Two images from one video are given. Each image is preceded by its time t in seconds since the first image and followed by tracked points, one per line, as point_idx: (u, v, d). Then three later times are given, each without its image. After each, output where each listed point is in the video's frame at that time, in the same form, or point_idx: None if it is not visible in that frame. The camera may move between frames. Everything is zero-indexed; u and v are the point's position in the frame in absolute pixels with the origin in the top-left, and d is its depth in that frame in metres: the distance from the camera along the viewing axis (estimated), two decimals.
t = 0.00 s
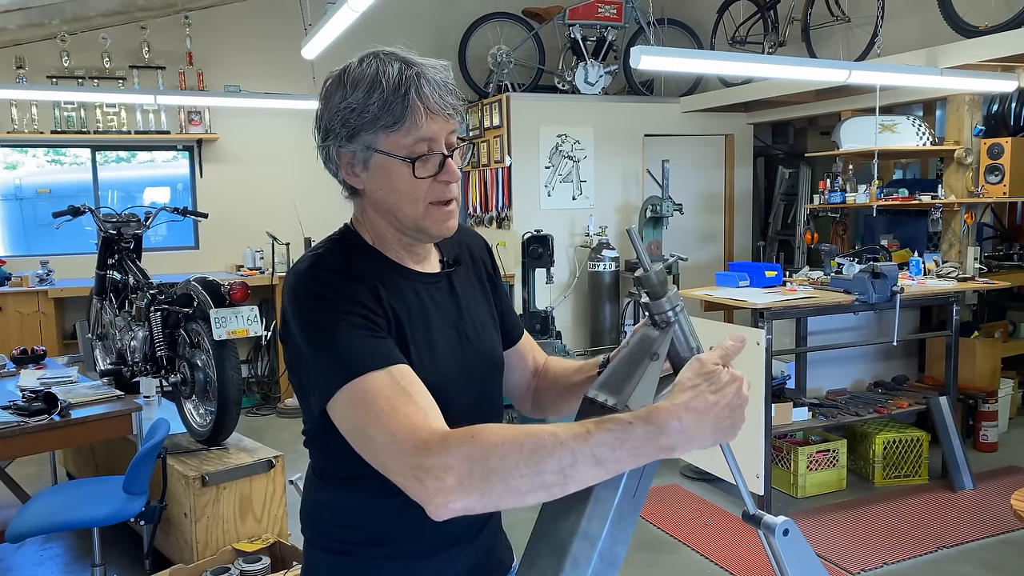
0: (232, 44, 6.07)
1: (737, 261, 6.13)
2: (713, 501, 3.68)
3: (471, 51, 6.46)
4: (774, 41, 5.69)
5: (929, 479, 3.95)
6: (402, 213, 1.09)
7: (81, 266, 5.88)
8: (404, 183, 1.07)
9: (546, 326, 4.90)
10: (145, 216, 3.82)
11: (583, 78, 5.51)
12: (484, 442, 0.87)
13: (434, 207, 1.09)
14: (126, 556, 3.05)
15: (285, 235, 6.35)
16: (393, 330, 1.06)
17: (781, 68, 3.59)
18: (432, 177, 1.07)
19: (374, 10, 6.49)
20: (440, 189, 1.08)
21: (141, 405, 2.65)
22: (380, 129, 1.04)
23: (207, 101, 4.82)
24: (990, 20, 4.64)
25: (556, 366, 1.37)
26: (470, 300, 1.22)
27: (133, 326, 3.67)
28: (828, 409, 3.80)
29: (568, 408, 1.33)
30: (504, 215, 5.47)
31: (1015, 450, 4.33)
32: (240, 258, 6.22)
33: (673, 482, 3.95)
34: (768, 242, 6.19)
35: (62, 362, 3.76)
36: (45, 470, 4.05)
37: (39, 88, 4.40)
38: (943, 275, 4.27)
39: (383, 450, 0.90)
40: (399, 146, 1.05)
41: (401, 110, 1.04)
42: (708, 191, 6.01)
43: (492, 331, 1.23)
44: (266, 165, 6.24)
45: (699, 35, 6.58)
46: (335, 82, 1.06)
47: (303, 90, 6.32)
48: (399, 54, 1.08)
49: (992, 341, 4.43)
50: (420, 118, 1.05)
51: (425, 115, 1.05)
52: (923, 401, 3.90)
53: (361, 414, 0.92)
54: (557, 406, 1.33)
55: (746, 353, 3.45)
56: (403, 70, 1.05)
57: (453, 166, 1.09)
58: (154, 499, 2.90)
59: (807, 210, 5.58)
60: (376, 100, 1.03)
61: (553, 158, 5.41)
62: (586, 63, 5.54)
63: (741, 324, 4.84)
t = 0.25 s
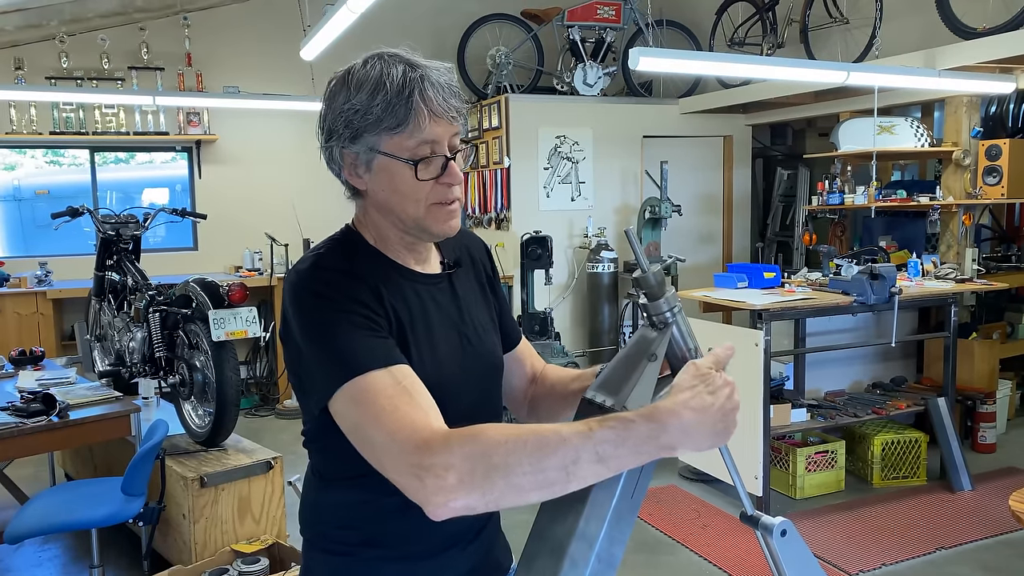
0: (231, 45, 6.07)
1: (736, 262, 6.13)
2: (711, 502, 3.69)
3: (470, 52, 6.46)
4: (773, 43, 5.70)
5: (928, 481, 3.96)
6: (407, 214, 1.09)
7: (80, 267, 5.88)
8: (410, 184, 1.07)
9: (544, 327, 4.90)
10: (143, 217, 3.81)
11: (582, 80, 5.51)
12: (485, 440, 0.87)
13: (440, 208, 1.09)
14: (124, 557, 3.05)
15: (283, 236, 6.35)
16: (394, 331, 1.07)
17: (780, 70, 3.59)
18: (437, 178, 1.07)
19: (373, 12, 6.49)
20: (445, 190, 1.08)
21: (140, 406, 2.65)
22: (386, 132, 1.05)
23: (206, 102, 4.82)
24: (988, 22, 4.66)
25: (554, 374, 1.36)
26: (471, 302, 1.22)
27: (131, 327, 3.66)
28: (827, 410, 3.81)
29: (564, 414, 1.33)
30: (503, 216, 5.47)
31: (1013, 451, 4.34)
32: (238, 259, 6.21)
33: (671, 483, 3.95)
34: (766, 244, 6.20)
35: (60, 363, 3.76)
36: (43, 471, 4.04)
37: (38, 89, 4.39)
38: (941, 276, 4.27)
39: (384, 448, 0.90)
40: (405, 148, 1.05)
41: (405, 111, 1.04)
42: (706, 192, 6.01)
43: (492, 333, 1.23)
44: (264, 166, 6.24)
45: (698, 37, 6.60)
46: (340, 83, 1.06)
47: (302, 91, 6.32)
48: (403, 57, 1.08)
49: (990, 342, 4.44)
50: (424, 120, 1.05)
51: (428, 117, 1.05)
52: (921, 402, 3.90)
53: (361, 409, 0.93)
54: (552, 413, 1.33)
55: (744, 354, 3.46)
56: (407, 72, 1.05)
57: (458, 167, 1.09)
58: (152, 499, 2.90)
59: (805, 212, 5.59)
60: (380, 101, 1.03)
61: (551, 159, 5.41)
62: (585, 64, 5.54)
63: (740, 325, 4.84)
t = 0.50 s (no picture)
0: (229, 46, 6.07)
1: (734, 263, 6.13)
2: (709, 502, 3.69)
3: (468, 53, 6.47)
4: (771, 43, 5.70)
5: (925, 481, 3.96)
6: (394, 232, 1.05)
7: (78, 267, 5.87)
8: (394, 206, 1.02)
9: (542, 328, 4.89)
10: (141, 217, 3.80)
11: (580, 80, 5.51)
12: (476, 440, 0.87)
13: (422, 229, 1.06)
14: (122, 558, 3.05)
15: (282, 237, 6.34)
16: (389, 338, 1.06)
17: (778, 70, 3.59)
18: (422, 205, 1.03)
19: (372, 12, 6.49)
20: (429, 216, 1.05)
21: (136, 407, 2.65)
22: (385, 148, 0.97)
23: (204, 102, 4.81)
24: (986, 23, 4.66)
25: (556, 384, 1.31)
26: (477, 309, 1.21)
27: (129, 328, 3.65)
28: (825, 411, 3.81)
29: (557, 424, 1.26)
30: (501, 217, 5.48)
31: (1011, 451, 4.34)
32: (237, 259, 6.21)
33: (668, 483, 3.95)
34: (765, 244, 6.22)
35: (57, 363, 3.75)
36: (41, 472, 4.04)
37: (35, 90, 4.39)
38: (939, 277, 4.27)
39: (349, 467, 0.89)
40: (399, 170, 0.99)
41: (410, 132, 0.98)
42: (705, 193, 6.02)
43: (496, 344, 1.22)
44: (263, 167, 6.24)
45: (696, 37, 6.60)
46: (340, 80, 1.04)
47: (301, 92, 6.32)
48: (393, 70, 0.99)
49: (988, 342, 4.45)
50: (423, 144, 0.99)
51: (434, 142, 0.99)
52: (920, 403, 3.91)
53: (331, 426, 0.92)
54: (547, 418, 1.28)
55: (741, 355, 3.47)
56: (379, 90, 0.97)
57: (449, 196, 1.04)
58: (149, 500, 2.89)
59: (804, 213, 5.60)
60: (346, 114, 0.99)
61: (550, 160, 5.42)
62: (583, 65, 5.55)
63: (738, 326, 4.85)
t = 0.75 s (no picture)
0: (229, 45, 6.07)
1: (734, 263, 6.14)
2: (708, 503, 3.69)
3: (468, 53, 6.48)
4: (770, 44, 5.70)
5: (925, 482, 3.96)
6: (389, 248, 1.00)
7: (77, 267, 5.87)
8: (385, 219, 0.98)
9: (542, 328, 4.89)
10: (140, 217, 3.80)
11: (579, 81, 5.52)
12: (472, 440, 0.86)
13: (416, 246, 1.00)
14: (121, 558, 3.04)
15: (281, 237, 6.35)
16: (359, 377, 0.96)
17: (777, 70, 3.59)
18: (414, 220, 0.97)
19: (371, 12, 6.49)
20: (422, 233, 0.98)
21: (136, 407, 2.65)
22: (380, 161, 0.96)
23: (203, 102, 4.81)
24: (985, 24, 4.66)
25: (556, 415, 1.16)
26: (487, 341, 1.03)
27: (128, 328, 3.65)
28: (824, 412, 3.81)
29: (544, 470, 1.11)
30: (500, 217, 5.48)
31: (1010, 452, 4.35)
32: (236, 259, 6.21)
33: (668, 484, 3.95)
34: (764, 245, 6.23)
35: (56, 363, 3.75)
36: (40, 472, 4.03)
37: (34, 89, 4.38)
38: (938, 277, 4.27)
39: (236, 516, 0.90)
40: (391, 185, 0.96)
41: (402, 145, 0.95)
42: (704, 193, 6.02)
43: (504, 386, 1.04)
44: (262, 167, 6.24)
45: (695, 38, 6.61)
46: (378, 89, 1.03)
47: (300, 92, 6.32)
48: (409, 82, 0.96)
49: (987, 343, 4.45)
50: (417, 158, 0.95)
51: (430, 159, 0.96)
52: (919, 403, 3.91)
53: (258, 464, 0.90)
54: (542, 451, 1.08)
55: (740, 356, 3.47)
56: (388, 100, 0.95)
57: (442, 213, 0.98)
58: (148, 500, 2.90)
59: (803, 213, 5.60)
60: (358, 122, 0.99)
61: (549, 161, 5.42)
62: (582, 65, 5.55)
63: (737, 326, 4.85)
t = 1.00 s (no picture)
0: (228, 45, 6.07)
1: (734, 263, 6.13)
2: (708, 503, 3.69)
3: (467, 54, 6.48)
4: (770, 44, 5.69)
5: (924, 482, 3.96)
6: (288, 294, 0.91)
7: (76, 267, 5.87)
8: (274, 262, 0.88)
9: (541, 328, 4.88)
10: (140, 217, 3.79)
11: (579, 81, 5.52)
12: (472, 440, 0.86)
13: (315, 286, 0.89)
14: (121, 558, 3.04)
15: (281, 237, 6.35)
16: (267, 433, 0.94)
17: (777, 71, 3.59)
18: (304, 261, 0.87)
19: (371, 13, 6.49)
20: (318, 273, 0.88)
21: (136, 407, 2.65)
22: (260, 201, 0.86)
23: (202, 102, 4.81)
24: (984, 25, 4.66)
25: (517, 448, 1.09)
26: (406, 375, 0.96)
27: (128, 328, 3.65)
28: (824, 412, 3.82)
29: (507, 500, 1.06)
30: (500, 217, 5.48)
31: (1010, 453, 4.34)
32: (236, 259, 6.21)
33: (667, 484, 3.94)
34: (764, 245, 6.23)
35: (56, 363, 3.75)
36: (39, 472, 4.03)
37: (33, 89, 4.37)
38: (938, 277, 4.27)
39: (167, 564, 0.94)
40: (276, 225, 0.86)
41: (282, 182, 0.85)
42: (704, 193, 6.01)
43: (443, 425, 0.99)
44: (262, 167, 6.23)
45: (695, 38, 6.61)
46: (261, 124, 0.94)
47: (300, 92, 6.32)
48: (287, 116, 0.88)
49: (987, 344, 4.45)
50: (299, 194, 0.85)
51: (316, 194, 0.86)
52: (918, 404, 3.91)
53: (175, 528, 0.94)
54: (500, 501, 1.04)
55: (741, 356, 3.47)
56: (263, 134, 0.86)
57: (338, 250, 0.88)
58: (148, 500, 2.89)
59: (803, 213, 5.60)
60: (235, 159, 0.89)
61: (549, 161, 5.42)
62: (582, 65, 5.55)
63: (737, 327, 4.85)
